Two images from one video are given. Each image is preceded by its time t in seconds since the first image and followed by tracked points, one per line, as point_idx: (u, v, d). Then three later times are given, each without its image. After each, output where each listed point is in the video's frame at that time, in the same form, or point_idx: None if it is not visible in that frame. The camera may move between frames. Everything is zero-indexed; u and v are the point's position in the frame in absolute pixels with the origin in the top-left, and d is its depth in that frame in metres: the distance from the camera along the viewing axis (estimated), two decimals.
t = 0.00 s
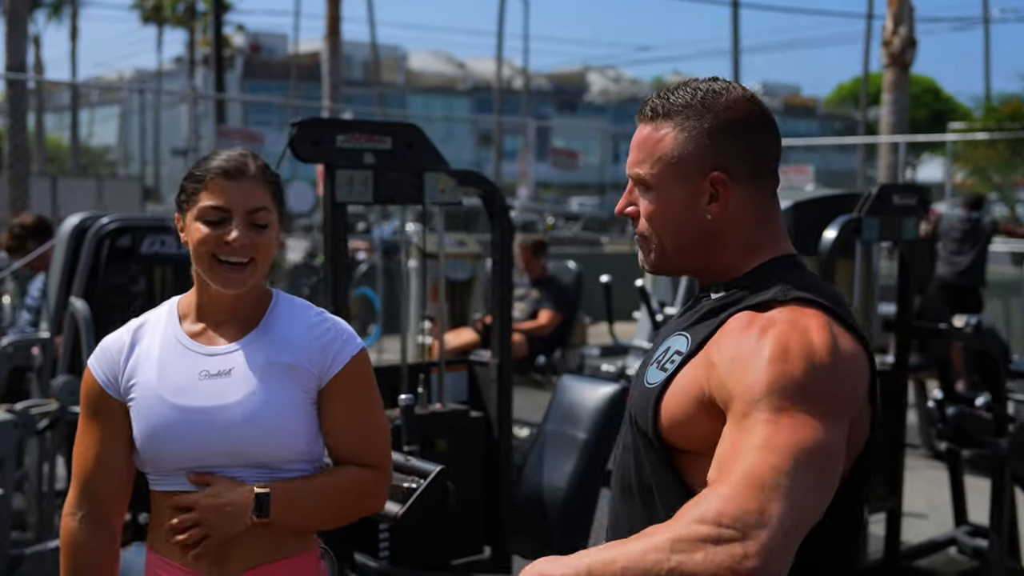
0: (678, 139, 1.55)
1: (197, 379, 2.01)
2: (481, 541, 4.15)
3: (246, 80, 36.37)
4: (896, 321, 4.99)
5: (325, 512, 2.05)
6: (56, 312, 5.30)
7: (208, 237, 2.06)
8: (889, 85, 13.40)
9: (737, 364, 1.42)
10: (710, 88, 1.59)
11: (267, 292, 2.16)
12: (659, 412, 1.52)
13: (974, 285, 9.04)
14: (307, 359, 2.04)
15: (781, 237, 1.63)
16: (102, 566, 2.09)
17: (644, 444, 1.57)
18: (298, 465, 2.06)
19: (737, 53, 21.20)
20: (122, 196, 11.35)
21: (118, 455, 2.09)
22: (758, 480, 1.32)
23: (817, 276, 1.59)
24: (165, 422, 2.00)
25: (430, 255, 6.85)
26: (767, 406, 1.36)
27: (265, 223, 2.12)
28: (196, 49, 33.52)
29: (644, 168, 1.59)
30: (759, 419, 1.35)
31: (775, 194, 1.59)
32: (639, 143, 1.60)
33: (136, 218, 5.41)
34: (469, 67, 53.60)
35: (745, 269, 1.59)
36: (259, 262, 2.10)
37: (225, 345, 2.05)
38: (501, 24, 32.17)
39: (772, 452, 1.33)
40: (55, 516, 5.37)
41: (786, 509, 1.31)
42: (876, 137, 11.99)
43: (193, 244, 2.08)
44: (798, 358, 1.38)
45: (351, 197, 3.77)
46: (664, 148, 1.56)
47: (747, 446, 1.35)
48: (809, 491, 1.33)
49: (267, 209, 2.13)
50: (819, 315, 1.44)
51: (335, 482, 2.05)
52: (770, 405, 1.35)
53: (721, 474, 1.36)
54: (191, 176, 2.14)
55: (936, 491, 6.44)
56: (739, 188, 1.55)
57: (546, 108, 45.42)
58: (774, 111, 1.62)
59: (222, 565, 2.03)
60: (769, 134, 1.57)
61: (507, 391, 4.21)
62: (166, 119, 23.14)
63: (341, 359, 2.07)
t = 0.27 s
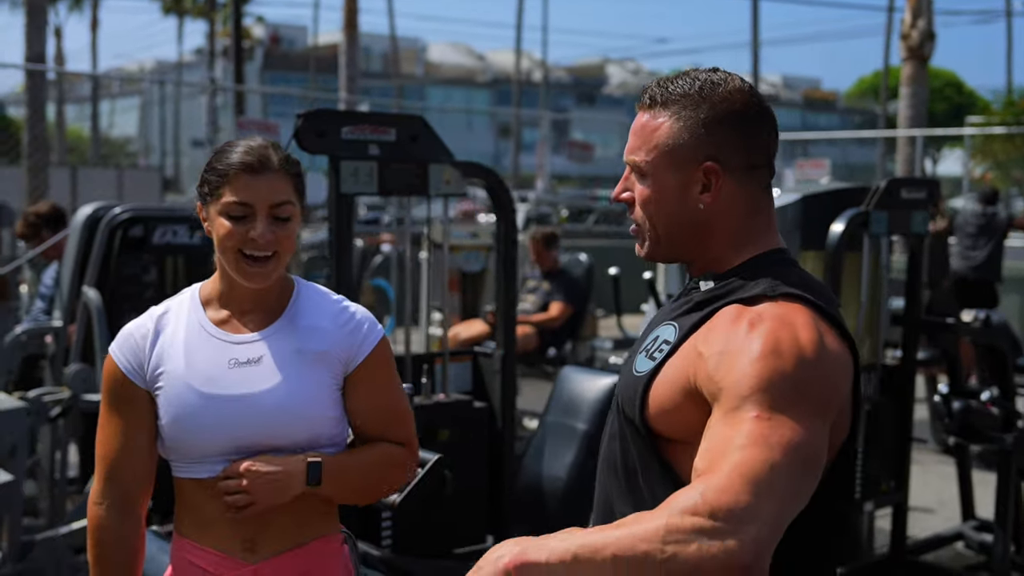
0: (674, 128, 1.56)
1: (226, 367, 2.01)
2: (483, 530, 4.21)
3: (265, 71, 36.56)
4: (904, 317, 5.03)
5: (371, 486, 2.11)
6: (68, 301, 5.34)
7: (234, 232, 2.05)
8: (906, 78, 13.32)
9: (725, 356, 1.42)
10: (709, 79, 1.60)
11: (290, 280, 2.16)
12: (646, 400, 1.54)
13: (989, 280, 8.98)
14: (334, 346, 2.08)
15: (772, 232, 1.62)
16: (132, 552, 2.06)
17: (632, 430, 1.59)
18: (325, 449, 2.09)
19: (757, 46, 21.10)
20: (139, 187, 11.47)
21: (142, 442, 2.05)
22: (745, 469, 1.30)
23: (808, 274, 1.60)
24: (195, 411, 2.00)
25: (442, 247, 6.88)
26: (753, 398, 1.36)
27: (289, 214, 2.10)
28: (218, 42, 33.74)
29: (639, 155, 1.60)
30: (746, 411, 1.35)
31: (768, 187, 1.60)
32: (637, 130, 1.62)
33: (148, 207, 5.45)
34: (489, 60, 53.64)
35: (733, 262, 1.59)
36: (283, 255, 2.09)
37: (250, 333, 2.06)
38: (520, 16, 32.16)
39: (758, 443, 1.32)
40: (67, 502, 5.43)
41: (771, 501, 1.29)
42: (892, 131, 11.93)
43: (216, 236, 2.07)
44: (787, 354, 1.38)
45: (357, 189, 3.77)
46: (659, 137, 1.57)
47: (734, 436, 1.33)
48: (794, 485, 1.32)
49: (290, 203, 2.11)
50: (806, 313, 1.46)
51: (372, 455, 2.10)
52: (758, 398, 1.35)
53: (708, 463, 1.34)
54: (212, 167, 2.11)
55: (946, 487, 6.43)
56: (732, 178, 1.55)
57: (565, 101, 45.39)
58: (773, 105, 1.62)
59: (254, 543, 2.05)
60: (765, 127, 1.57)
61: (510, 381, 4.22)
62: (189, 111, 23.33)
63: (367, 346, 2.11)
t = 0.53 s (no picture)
0: (644, 134, 1.61)
1: (244, 362, 2.06)
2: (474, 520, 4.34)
3: (272, 71, 36.75)
4: (893, 314, 5.20)
5: (398, 472, 2.20)
6: (74, 298, 5.44)
7: (246, 227, 2.11)
8: (905, 80, 13.39)
9: (699, 350, 1.48)
10: (674, 82, 1.65)
11: (303, 273, 2.22)
12: (621, 392, 1.59)
13: (985, 279, 9.06)
14: (347, 342, 2.13)
15: (744, 227, 1.69)
16: (155, 541, 2.08)
17: (608, 424, 1.64)
18: (335, 443, 2.15)
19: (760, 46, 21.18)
20: (145, 184, 11.59)
21: (160, 431, 2.08)
22: (713, 458, 1.38)
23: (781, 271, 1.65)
24: (213, 403, 2.04)
25: (442, 244, 6.95)
26: (723, 392, 1.42)
27: (299, 209, 2.15)
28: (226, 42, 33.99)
29: (612, 162, 1.65)
30: (717, 404, 1.42)
31: (739, 185, 1.66)
32: (608, 137, 1.66)
33: (152, 205, 5.52)
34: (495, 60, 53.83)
35: (705, 260, 1.65)
36: (295, 249, 2.14)
37: (264, 329, 2.11)
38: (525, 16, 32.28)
39: (726, 435, 1.39)
40: (71, 493, 5.55)
41: (736, 490, 1.37)
42: (891, 132, 12.00)
43: (230, 231, 2.13)
44: (757, 347, 1.44)
45: (350, 186, 3.94)
46: (630, 142, 1.62)
47: (704, 426, 1.40)
48: (762, 476, 1.39)
49: (301, 196, 2.16)
50: (778, 309, 1.51)
51: (394, 446, 2.20)
52: (729, 391, 1.41)
53: (679, 452, 1.42)
54: (224, 162, 2.16)
55: (936, 482, 6.52)
56: (704, 178, 1.61)
57: (570, 101, 45.55)
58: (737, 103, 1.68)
59: (266, 534, 2.11)
60: (733, 127, 1.63)
61: (502, 376, 4.35)
62: (200, 109, 23.55)
63: (378, 343, 2.17)
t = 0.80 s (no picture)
0: (628, 134, 1.61)
1: (243, 361, 1.99)
2: (465, 516, 4.38)
3: (278, 70, 36.84)
4: (886, 314, 5.19)
5: (397, 470, 2.13)
6: (72, 294, 5.42)
7: (244, 231, 2.03)
8: (906, 81, 13.41)
9: (673, 349, 1.48)
10: (651, 82, 1.66)
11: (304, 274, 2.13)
12: (597, 388, 1.59)
13: (984, 280, 9.07)
14: (346, 343, 2.05)
15: (721, 222, 1.69)
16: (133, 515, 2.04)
17: (582, 422, 1.63)
18: (336, 440, 2.08)
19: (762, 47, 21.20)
20: (148, 182, 11.65)
21: (147, 406, 2.05)
22: (696, 470, 1.39)
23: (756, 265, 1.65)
24: (211, 402, 1.97)
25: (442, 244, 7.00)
26: (699, 398, 1.43)
27: (299, 212, 2.07)
28: (232, 42, 34.09)
29: (592, 161, 1.64)
30: (694, 411, 1.42)
31: (715, 185, 1.67)
32: (589, 136, 1.65)
33: (150, 203, 5.57)
34: (499, 60, 53.90)
35: (683, 255, 1.64)
36: (293, 253, 2.06)
37: (264, 328, 2.03)
38: (529, 17, 32.35)
39: (705, 446, 1.40)
40: (71, 489, 5.57)
41: (718, 500, 1.39)
42: (891, 133, 12.03)
43: (229, 236, 2.05)
44: (732, 346, 1.44)
45: (343, 184, 3.98)
46: (613, 142, 1.62)
47: (684, 436, 1.41)
48: (741, 481, 1.41)
49: (299, 199, 2.08)
50: (752, 303, 1.51)
51: (395, 442, 2.12)
52: (706, 396, 1.42)
53: (661, 464, 1.43)
54: (223, 165, 2.09)
55: (930, 482, 6.54)
56: (689, 177, 1.62)
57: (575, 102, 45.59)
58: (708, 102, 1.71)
59: (264, 527, 2.03)
60: (710, 127, 1.64)
61: (494, 373, 4.42)
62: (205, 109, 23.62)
63: (377, 342, 2.09)
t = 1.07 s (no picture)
0: (634, 127, 1.60)
1: (249, 360, 2.00)
2: (472, 519, 4.39)
3: (295, 75, 36.98)
4: (897, 319, 5.19)
5: (404, 470, 2.10)
6: (85, 295, 5.44)
7: (251, 229, 2.03)
8: (922, 87, 13.35)
9: (674, 353, 1.46)
10: (641, 80, 1.66)
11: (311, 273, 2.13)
12: (596, 392, 1.58)
13: (1000, 287, 9.01)
14: (354, 344, 2.05)
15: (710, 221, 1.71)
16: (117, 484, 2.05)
17: (581, 425, 1.62)
18: (342, 443, 2.07)
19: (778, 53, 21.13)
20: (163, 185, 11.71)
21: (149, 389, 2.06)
22: (718, 485, 1.39)
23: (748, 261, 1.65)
24: (218, 399, 1.98)
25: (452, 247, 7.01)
26: (707, 405, 1.42)
27: (305, 212, 2.07)
28: (250, 47, 34.24)
29: (598, 152, 1.61)
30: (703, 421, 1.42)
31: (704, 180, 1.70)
32: (590, 132, 1.62)
33: (163, 204, 5.63)
34: (515, 65, 53.95)
35: (685, 248, 1.65)
36: (299, 252, 2.06)
37: (271, 327, 2.04)
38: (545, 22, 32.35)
39: (722, 457, 1.40)
40: (82, 489, 5.59)
41: (741, 511, 1.39)
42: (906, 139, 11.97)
43: (237, 234, 2.05)
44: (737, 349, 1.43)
45: (351, 184, 3.98)
46: (618, 136, 1.60)
47: (703, 450, 1.41)
48: (761, 486, 1.41)
49: (307, 198, 2.07)
50: (749, 298, 1.50)
51: (403, 444, 2.10)
52: (715, 404, 1.41)
53: (682, 481, 1.42)
54: (231, 164, 2.09)
55: (942, 488, 6.50)
56: (689, 171, 1.64)
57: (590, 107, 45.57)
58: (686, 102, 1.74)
59: (270, 528, 2.04)
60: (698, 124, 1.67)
61: (502, 374, 4.44)
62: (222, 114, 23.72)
63: (383, 345, 2.08)
